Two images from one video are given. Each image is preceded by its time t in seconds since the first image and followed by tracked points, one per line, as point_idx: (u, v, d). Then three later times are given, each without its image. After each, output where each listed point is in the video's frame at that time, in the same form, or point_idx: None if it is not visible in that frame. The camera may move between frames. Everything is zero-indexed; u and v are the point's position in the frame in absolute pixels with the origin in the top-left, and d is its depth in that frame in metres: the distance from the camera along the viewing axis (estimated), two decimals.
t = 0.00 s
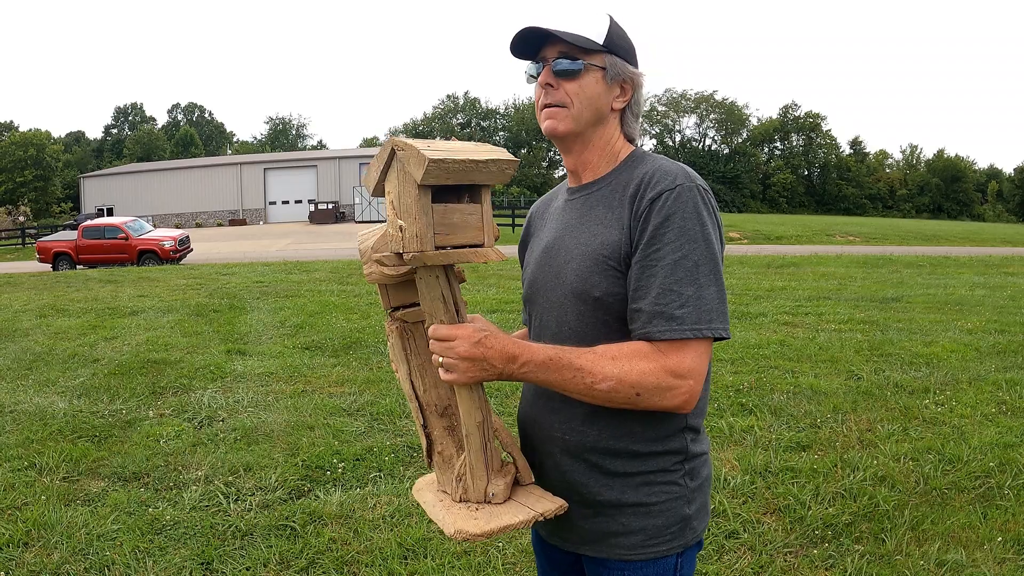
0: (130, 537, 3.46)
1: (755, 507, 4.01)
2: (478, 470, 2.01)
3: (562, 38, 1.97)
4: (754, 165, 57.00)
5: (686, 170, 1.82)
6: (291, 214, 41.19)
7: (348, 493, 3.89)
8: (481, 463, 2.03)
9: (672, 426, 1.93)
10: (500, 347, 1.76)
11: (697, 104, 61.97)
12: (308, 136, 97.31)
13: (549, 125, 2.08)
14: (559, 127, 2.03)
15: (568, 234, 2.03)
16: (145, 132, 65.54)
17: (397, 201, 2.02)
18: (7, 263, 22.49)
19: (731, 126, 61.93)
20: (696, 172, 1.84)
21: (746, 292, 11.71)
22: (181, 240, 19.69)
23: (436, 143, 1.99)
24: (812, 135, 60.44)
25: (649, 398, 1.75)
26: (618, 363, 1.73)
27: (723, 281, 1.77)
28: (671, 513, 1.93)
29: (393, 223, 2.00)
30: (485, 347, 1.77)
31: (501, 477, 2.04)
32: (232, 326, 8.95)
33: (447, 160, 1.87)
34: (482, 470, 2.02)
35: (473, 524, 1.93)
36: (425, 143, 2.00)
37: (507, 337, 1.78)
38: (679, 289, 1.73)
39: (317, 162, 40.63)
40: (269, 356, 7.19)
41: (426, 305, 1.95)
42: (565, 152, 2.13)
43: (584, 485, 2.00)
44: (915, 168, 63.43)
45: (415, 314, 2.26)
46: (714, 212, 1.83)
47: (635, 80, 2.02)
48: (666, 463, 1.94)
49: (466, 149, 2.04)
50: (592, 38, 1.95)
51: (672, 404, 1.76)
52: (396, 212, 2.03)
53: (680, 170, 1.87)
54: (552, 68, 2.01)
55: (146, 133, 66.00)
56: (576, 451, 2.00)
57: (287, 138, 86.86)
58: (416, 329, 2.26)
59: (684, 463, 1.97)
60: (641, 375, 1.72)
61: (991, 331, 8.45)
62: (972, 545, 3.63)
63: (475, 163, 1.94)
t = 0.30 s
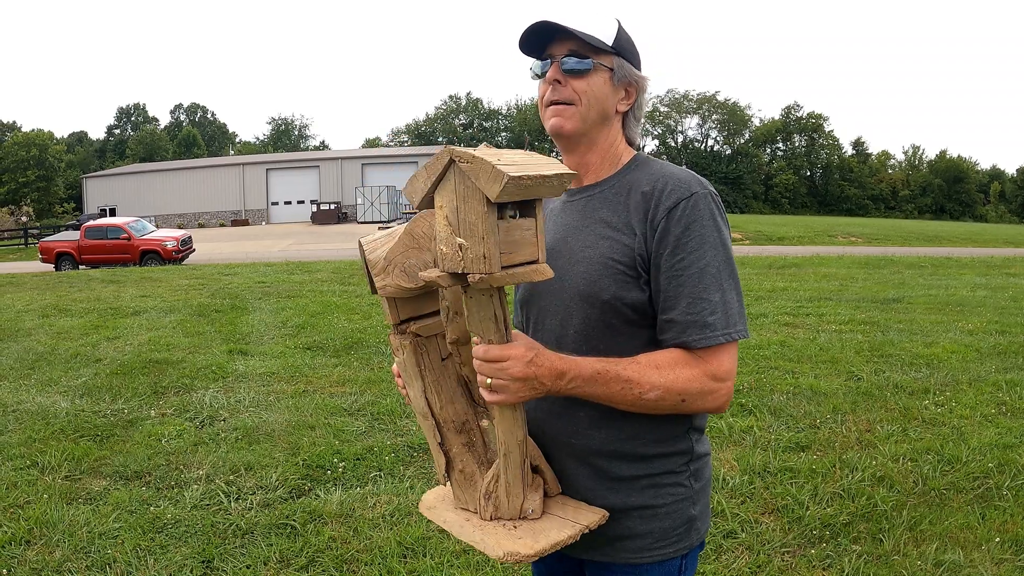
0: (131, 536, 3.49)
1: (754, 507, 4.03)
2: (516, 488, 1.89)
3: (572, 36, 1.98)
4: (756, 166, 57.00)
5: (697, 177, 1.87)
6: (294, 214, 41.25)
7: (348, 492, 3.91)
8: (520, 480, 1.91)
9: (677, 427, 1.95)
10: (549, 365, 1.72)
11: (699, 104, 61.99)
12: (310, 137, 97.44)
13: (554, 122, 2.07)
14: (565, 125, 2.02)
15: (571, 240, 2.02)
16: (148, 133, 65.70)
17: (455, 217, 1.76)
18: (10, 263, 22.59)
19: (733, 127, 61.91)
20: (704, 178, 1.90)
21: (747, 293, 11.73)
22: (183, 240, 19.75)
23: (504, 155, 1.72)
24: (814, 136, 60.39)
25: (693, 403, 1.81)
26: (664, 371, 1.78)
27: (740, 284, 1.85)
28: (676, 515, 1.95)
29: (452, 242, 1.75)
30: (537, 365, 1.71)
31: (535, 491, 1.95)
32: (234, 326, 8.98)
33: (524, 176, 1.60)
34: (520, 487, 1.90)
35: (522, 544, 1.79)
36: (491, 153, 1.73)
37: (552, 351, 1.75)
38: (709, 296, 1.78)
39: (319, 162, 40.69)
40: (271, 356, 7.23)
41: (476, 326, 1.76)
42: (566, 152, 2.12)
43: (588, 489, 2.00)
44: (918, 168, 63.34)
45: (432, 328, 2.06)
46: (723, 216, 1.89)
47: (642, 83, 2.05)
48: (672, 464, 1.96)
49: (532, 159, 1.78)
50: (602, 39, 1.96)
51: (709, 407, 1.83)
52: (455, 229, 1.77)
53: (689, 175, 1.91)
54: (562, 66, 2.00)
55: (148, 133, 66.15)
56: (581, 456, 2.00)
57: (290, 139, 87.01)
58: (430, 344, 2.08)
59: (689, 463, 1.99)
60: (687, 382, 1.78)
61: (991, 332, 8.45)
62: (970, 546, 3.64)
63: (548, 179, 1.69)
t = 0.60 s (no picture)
0: (130, 532, 3.51)
1: (751, 506, 4.04)
2: (526, 499, 1.85)
3: (591, 34, 2.00)
4: (759, 166, 56.96)
5: (703, 177, 1.92)
6: (296, 213, 41.30)
7: (347, 490, 3.93)
8: (532, 492, 1.86)
9: (682, 424, 1.98)
10: (575, 370, 1.69)
11: (702, 105, 61.95)
12: (313, 136, 97.56)
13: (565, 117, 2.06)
14: (580, 120, 2.03)
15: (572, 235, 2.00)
16: (152, 131, 65.84)
17: (513, 216, 1.63)
18: (13, 261, 22.68)
19: (736, 127, 61.86)
20: (707, 177, 1.95)
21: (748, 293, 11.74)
22: (186, 239, 19.82)
23: (579, 160, 1.59)
24: (817, 137, 60.32)
25: (709, 399, 1.85)
26: (681, 371, 1.81)
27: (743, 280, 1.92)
28: (680, 511, 1.98)
29: (507, 242, 1.62)
30: (568, 373, 1.67)
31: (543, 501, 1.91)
32: (236, 324, 9.02)
33: (605, 185, 1.49)
34: (531, 498, 1.86)
35: (538, 555, 1.75)
36: (565, 153, 1.61)
37: (578, 356, 1.73)
38: (720, 294, 1.84)
39: (322, 162, 40.75)
40: (272, 355, 7.26)
41: (510, 331, 1.68)
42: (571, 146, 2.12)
43: (592, 489, 2.00)
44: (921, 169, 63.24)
45: (440, 329, 2.02)
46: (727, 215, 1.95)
47: (648, 88, 2.13)
48: (676, 461, 1.99)
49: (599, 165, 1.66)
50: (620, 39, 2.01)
51: (723, 401, 1.88)
52: (510, 229, 1.64)
53: (695, 174, 1.95)
54: (580, 60, 2.01)
55: (152, 133, 66.32)
56: (586, 456, 1.99)
57: (293, 139, 87.22)
58: (437, 346, 2.04)
59: (692, 460, 2.02)
60: (703, 381, 1.82)
61: (992, 333, 8.45)
62: (967, 546, 3.64)
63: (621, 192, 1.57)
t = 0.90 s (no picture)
0: (131, 528, 3.53)
1: (750, 507, 4.03)
2: (531, 501, 1.85)
3: (607, 35, 2.00)
4: (764, 168, 56.84)
5: (708, 177, 1.94)
6: (301, 212, 41.38)
7: (347, 487, 3.95)
8: (536, 494, 1.86)
9: (690, 423, 2.01)
10: (581, 372, 1.69)
11: (707, 106, 61.81)
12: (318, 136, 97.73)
13: (578, 121, 2.04)
14: (595, 123, 2.03)
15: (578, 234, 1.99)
16: (157, 130, 66.07)
17: (518, 219, 1.62)
18: (18, 259, 22.80)
19: (741, 129, 61.74)
20: (711, 177, 1.97)
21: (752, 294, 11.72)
22: (191, 238, 19.89)
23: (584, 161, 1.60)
24: (823, 138, 60.13)
25: (710, 400, 1.86)
26: (685, 371, 1.82)
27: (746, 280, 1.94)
28: (688, 509, 2.00)
29: (511, 247, 1.62)
30: (572, 376, 1.67)
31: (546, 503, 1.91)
32: (239, 323, 9.05)
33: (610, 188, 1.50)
34: (535, 499, 1.86)
35: (548, 558, 1.75)
36: (568, 154, 1.61)
37: (581, 359, 1.72)
38: (725, 293, 1.85)
39: (327, 161, 40.82)
40: (274, 353, 7.28)
41: (514, 336, 1.67)
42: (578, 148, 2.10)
43: (602, 489, 1.99)
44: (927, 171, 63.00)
45: (436, 333, 2.00)
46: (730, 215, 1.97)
47: (649, 90, 2.17)
48: (684, 458, 2.01)
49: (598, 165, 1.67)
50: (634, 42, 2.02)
51: (724, 403, 1.90)
52: (515, 233, 1.64)
53: (699, 174, 1.98)
54: (598, 61, 2.00)
55: (158, 132, 66.55)
56: (596, 456, 1.99)
57: (298, 138, 87.45)
58: (433, 350, 2.02)
59: (699, 457, 2.05)
60: (706, 381, 1.83)
61: (995, 336, 8.41)
62: (967, 549, 3.64)
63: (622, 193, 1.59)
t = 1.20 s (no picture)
0: (129, 523, 3.54)
1: (747, 507, 4.03)
2: (511, 494, 1.87)
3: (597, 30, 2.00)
4: (768, 169, 56.75)
5: (694, 170, 1.93)
6: (304, 211, 41.44)
7: (345, 484, 3.96)
8: (516, 487, 1.88)
9: (677, 420, 2.00)
10: (555, 368, 1.71)
11: (711, 106, 61.71)
12: (321, 135, 97.83)
13: (568, 116, 2.05)
14: (585, 119, 2.03)
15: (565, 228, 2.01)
16: (162, 128, 66.24)
17: (478, 217, 1.64)
18: (23, 256, 22.90)
19: (745, 129, 61.64)
20: (698, 169, 1.96)
21: (754, 295, 11.72)
22: (194, 236, 19.94)
23: (541, 158, 1.59)
24: (827, 139, 60.01)
25: (692, 395, 1.86)
26: (665, 367, 1.82)
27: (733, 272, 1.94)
28: (675, 505, 2.00)
29: (472, 244, 1.64)
30: (544, 371, 1.70)
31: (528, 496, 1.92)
32: (241, 320, 9.07)
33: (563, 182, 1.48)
34: (516, 492, 1.88)
35: (524, 552, 1.77)
36: (526, 150, 1.60)
37: (557, 354, 1.75)
38: (708, 286, 1.85)
39: (330, 160, 40.88)
40: (276, 351, 7.29)
41: (484, 332, 1.70)
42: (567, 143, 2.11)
43: (588, 484, 2.00)
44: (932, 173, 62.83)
45: (419, 328, 2.05)
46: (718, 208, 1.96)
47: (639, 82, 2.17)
48: (671, 455, 2.01)
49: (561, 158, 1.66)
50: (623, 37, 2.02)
51: (709, 398, 1.90)
52: (475, 230, 1.66)
53: (685, 166, 1.98)
54: (588, 56, 2.01)
55: (162, 130, 66.72)
56: (581, 453, 2.00)
57: (302, 137, 87.60)
58: (417, 344, 2.06)
59: (687, 454, 2.05)
60: (686, 377, 1.83)
61: (997, 338, 8.39)
62: (964, 550, 3.63)
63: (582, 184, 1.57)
